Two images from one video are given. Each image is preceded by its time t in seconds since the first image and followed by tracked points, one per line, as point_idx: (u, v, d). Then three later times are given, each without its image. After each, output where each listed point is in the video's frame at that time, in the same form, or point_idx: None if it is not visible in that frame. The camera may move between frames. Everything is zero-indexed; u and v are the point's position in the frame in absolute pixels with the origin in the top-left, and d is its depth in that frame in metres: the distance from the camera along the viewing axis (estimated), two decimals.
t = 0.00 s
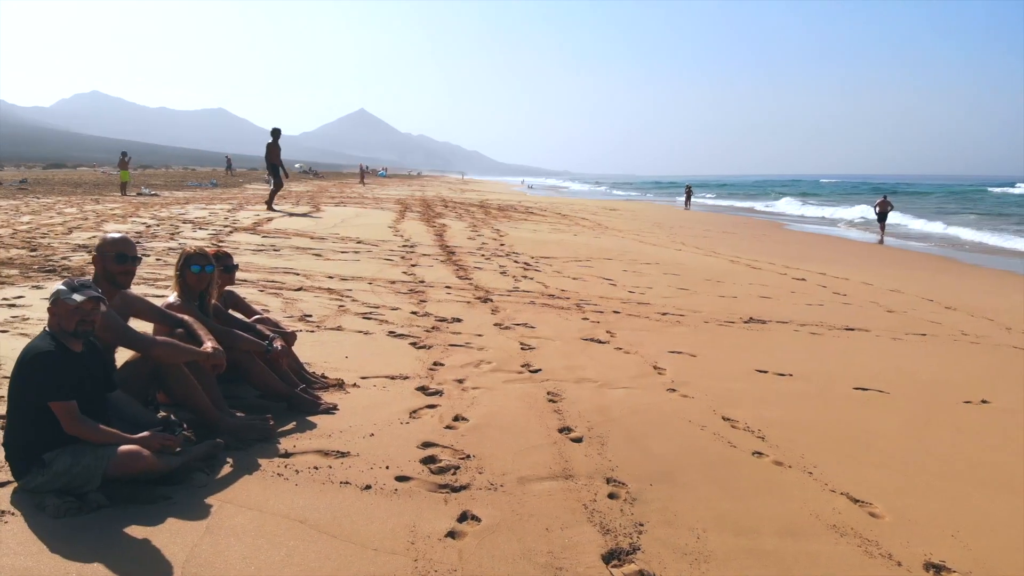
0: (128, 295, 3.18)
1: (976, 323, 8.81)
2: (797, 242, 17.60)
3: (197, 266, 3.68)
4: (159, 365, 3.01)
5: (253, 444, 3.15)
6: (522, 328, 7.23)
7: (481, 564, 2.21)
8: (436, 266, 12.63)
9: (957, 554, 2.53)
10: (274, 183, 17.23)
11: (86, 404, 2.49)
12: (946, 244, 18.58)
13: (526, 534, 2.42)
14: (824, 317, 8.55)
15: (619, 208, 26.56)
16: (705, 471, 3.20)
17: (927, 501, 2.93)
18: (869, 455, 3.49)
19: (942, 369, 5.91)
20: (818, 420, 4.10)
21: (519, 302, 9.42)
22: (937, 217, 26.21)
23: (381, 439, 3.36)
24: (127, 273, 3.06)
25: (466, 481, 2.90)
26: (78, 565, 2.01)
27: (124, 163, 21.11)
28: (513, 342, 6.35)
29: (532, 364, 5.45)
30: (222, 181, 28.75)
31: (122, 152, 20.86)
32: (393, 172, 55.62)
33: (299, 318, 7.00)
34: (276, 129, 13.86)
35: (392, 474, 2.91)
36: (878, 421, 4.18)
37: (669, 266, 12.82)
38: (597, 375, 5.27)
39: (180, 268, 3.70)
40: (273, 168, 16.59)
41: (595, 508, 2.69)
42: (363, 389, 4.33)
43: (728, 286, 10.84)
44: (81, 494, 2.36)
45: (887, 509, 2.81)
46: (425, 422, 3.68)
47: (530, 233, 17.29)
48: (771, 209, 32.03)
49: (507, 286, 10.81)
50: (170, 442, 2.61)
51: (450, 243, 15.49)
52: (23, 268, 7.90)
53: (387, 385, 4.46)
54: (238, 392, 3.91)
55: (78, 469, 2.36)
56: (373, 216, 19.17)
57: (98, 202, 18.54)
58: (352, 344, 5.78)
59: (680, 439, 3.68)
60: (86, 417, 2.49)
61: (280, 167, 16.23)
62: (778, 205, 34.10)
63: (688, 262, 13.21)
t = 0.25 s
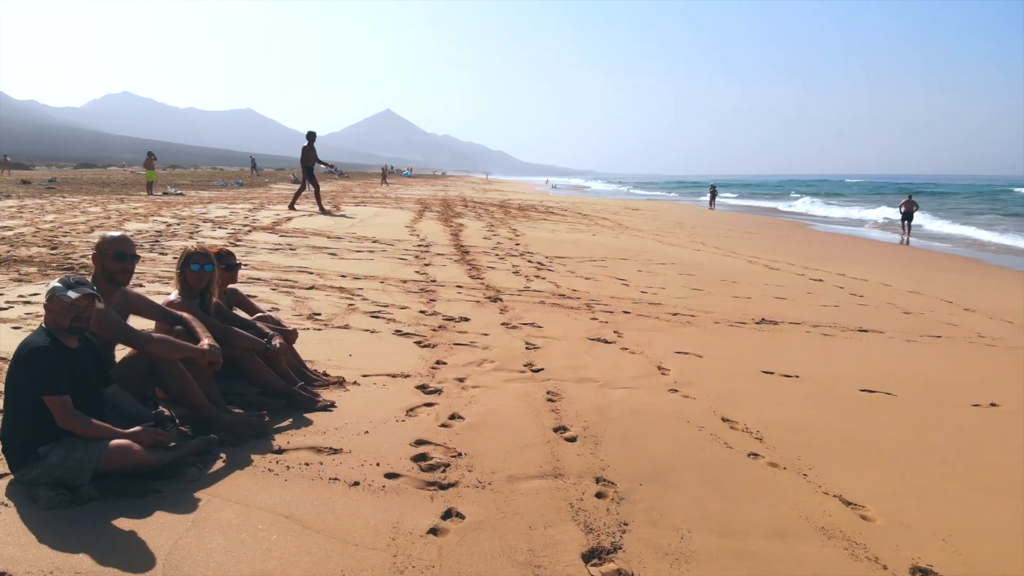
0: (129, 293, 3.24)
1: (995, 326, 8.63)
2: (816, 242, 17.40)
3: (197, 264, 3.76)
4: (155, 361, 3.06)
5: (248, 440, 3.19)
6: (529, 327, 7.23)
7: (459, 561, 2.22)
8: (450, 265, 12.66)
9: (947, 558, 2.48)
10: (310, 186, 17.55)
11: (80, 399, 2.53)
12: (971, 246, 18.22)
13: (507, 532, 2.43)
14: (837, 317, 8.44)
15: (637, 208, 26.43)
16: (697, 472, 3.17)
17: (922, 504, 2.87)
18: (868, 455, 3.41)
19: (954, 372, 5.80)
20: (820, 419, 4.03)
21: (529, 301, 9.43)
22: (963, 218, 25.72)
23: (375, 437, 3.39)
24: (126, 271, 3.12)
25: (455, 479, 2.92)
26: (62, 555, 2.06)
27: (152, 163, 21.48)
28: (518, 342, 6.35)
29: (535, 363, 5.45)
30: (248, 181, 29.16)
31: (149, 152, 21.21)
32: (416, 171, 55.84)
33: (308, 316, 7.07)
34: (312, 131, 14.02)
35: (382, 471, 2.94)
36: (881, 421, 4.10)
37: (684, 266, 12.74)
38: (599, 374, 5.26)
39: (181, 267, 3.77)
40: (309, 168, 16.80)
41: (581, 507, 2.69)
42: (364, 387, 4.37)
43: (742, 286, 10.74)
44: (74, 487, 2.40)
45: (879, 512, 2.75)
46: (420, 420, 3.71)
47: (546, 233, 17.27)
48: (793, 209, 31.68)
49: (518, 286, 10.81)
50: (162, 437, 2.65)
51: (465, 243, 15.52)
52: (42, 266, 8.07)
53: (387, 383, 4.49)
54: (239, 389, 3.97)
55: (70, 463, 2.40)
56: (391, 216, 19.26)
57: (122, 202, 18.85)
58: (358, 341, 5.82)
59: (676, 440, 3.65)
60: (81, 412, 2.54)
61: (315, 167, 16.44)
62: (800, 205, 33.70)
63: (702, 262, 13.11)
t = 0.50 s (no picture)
0: (143, 290, 3.36)
1: None
2: (852, 243, 17.05)
3: (211, 262, 3.86)
4: (166, 356, 3.16)
5: (256, 434, 3.27)
6: (548, 327, 7.23)
7: (448, 556, 2.24)
8: (477, 265, 12.70)
9: (950, 566, 2.40)
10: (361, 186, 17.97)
11: (90, 392, 2.62)
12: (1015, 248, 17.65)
13: (499, 530, 2.45)
14: (866, 319, 8.25)
15: (670, 208, 26.20)
16: (699, 473, 3.12)
17: (930, 511, 2.78)
18: (880, 460, 3.31)
19: (983, 377, 5.62)
20: (833, 421, 3.94)
21: (552, 301, 9.43)
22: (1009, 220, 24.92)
23: (381, 433, 3.43)
24: (139, 268, 3.23)
25: (455, 476, 2.95)
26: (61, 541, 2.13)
27: (193, 163, 22.02)
28: (535, 341, 6.36)
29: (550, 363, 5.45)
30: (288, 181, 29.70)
31: (192, 152, 21.75)
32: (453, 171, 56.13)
33: (330, 314, 7.17)
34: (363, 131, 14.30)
35: (383, 467, 2.98)
36: (898, 424, 3.98)
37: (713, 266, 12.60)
38: (613, 373, 5.24)
39: (197, 265, 3.88)
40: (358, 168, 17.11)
41: (577, 506, 2.70)
42: (377, 384, 4.42)
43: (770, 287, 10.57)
44: (82, 477, 2.48)
45: (884, 518, 2.67)
46: (427, 417, 3.74)
47: (575, 233, 17.24)
48: (830, 210, 31.08)
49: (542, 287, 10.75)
50: (168, 429, 2.74)
51: (494, 243, 15.56)
52: (78, 264, 8.33)
53: (400, 380, 4.54)
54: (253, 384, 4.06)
55: (78, 454, 2.49)
56: (423, 216, 19.41)
57: (162, 201, 19.38)
58: (376, 339, 5.89)
59: (683, 441, 3.61)
60: (91, 404, 2.63)
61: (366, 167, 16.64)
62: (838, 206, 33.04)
63: (732, 263, 12.94)
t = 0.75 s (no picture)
0: (172, 285, 3.52)
1: None
2: (901, 245, 16.54)
3: (241, 259, 3.98)
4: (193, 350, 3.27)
5: (278, 427, 3.38)
6: (578, 327, 7.21)
7: (452, 550, 2.27)
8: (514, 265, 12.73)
9: None
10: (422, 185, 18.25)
11: (116, 384, 2.74)
12: None
13: (506, 526, 2.46)
14: (910, 323, 7.98)
15: (714, 208, 25.83)
16: (715, 475, 3.08)
17: (951, 520, 2.69)
18: (906, 467, 3.21)
19: None
20: (861, 424, 3.84)
21: (585, 300, 9.39)
22: None
23: (400, 429, 3.48)
24: (167, 264, 3.39)
25: (468, 472, 2.97)
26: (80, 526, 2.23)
27: (244, 163, 22.62)
28: (564, 341, 6.35)
29: (576, 363, 5.44)
30: (336, 181, 30.27)
31: (244, 153, 22.35)
32: (499, 170, 56.29)
33: (364, 311, 7.28)
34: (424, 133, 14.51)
35: (399, 462, 3.03)
36: (928, 429, 3.85)
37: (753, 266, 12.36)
38: (640, 373, 5.20)
39: (227, 263, 4.01)
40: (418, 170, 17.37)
41: (587, 505, 2.70)
42: (401, 380, 4.48)
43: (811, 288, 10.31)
44: (105, 465, 2.60)
45: (902, 526, 2.60)
46: (447, 414, 3.77)
47: (615, 233, 17.13)
48: (882, 211, 30.17)
49: (575, 283, 10.96)
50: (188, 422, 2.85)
51: (533, 242, 15.58)
52: (129, 261, 8.65)
53: (425, 377, 4.59)
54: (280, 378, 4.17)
55: (103, 443, 2.60)
56: (464, 216, 19.53)
57: (214, 200, 19.97)
58: (405, 336, 5.97)
59: (702, 441, 3.56)
60: (117, 396, 2.75)
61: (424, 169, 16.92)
62: (891, 207, 32.07)
63: (773, 264, 12.68)
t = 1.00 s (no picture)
0: (212, 282, 3.73)
1: None
2: (968, 248, 15.80)
3: (279, 257, 4.12)
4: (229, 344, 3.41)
5: (310, 419, 3.49)
6: (619, 327, 7.17)
7: (463, 543, 2.30)
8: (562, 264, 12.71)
9: None
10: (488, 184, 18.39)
11: (153, 374, 2.88)
12: None
13: (518, 522, 2.48)
14: (970, 328, 7.63)
15: (771, 207, 25.19)
16: (739, 478, 3.02)
17: (984, 530, 2.59)
18: (942, 475, 3.09)
19: None
20: (901, 428, 3.71)
21: (629, 298, 9.32)
22: None
23: (427, 423, 3.54)
24: (206, 261, 3.59)
25: (489, 467, 3.01)
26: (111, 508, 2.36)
27: (306, 163, 23.28)
28: (602, 341, 6.33)
29: (611, 363, 5.42)
30: (395, 181, 30.84)
31: (305, 153, 23.04)
32: (555, 170, 56.28)
33: (406, 308, 7.42)
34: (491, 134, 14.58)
35: (422, 455, 3.09)
36: (972, 435, 3.70)
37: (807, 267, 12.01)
38: (675, 372, 5.14)
39: (267, 260, 4.17)
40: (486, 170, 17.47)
41: (604, 503, 2.70)
42: (435, 376, 4.55)
43: (867, 290, 9.95)
44: (140, 452, 2.75)
45: (929, 534, 2.51)
46: (475, 411, 3.81)
47: (666, 233, 16.91)
48: (952, 212, 28.85)
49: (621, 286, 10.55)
50: (220, 412, 2.97)
51: (582, 242, 15.53)
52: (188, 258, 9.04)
53: (458, 373, 4.64)
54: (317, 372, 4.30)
55: (138, 430, 2.75)
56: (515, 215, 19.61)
57: (274, 199, 20.62)
58: (444, 334, 6.05)
59: (731, 442, 3.51)
60: (153, 385, 2.90)
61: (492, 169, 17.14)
62: (963, 208, 30.63)
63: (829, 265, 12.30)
